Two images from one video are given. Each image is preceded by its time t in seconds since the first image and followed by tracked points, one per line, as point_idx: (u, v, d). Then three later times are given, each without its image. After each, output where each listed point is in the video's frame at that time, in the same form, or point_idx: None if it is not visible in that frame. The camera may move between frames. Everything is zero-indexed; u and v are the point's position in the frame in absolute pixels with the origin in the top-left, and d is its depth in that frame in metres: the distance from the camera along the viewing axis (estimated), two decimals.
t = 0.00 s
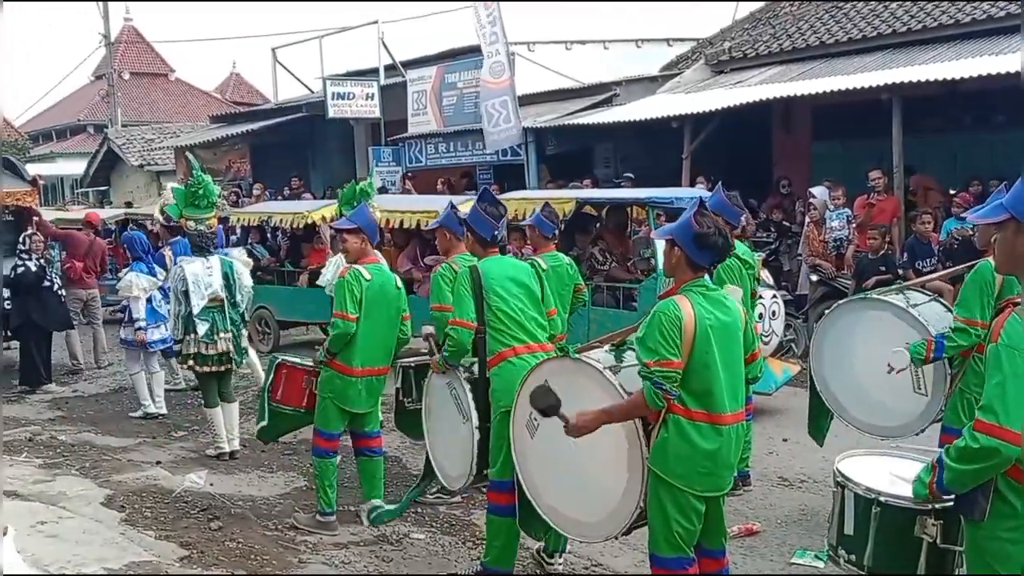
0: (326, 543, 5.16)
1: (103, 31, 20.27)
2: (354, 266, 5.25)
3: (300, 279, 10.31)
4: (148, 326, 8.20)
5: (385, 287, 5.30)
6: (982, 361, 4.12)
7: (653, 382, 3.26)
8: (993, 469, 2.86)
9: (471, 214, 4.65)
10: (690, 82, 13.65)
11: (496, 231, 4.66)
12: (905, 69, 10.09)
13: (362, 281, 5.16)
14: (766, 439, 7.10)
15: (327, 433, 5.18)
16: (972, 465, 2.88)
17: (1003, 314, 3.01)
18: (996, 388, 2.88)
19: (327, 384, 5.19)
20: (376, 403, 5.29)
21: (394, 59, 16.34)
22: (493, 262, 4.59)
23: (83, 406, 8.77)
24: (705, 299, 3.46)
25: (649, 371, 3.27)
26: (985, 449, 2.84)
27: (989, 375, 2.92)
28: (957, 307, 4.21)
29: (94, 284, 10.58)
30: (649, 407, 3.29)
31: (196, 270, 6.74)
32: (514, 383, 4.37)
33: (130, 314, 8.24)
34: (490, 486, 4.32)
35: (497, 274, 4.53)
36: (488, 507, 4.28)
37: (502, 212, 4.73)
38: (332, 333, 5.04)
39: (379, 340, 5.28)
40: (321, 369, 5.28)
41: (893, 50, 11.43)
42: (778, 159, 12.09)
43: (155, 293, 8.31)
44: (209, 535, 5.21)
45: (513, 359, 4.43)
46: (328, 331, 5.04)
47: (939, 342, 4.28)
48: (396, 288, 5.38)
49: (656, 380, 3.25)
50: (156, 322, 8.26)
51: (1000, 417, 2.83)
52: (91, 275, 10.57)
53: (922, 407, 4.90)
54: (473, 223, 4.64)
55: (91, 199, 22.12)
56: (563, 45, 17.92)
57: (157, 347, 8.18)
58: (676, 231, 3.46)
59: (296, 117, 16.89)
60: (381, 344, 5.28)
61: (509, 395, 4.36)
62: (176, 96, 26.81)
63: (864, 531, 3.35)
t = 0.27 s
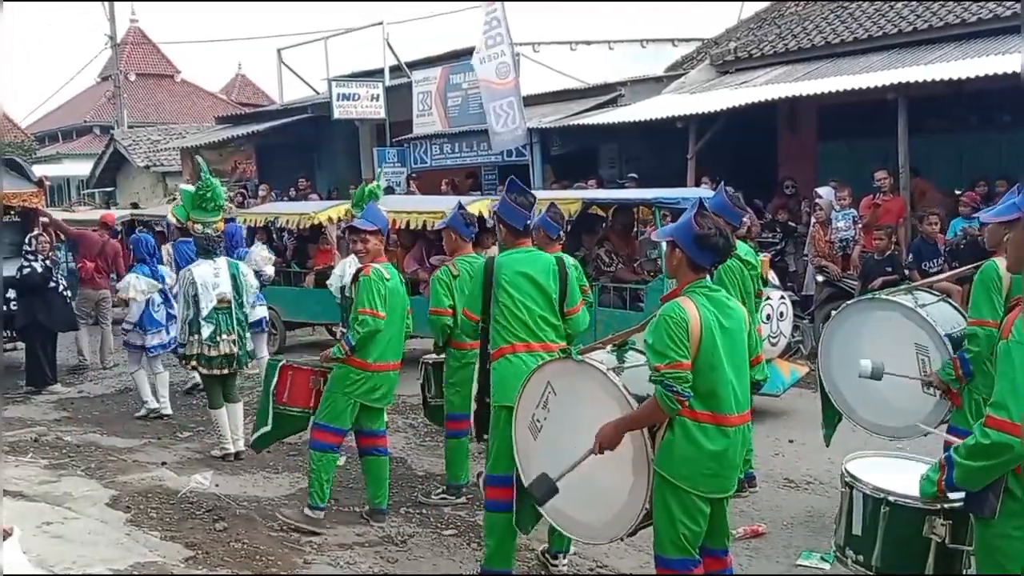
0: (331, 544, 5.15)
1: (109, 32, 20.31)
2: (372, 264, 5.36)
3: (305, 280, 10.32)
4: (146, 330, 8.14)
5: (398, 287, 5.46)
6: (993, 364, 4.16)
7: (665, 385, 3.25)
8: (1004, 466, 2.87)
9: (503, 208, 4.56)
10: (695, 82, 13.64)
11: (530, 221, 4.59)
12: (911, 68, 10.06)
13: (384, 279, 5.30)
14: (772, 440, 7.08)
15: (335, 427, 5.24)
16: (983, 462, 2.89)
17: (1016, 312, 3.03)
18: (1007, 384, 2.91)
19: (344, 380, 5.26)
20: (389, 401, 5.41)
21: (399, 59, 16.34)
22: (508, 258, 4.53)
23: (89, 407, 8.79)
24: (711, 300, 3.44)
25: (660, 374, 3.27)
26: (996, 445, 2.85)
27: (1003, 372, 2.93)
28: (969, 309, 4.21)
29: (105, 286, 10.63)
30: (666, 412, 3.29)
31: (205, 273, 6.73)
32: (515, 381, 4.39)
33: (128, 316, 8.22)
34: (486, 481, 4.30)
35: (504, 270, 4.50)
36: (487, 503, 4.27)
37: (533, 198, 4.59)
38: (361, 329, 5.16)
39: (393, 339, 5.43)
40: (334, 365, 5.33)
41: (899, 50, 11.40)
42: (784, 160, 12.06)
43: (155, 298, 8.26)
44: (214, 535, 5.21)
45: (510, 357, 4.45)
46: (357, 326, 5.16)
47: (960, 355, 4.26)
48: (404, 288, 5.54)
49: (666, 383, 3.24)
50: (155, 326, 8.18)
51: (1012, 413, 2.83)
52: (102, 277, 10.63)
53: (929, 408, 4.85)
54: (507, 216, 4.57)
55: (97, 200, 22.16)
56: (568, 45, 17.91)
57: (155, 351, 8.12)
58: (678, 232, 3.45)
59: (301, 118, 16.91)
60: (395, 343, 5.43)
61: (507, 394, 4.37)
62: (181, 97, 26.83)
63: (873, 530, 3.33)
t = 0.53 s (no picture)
0: (335, 544, 5.14)
1: (114, 34, 20.35)
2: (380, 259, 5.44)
3: (311, 280, 10.33)
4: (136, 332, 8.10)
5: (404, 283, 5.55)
6: (996, 363, 4.27)
7: (662, 390, 3.23)
8: (1015, 460, 3.01)
9: (512, 202, 4.50)
10: (700, 82, 13.61)
11: (540, 214, 4.51)
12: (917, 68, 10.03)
13: (396, 275, 5.40)
14: (778, 442, 7.06)
15: (331, 414, 5.30)
16: (996, 455, 3.02)
17: None
18: (1019, 382, 3.12)
19: (351, 371, 5.30)
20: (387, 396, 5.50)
21: (403, 60, 16.34)
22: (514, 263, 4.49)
23: (94, 407, 8.79)
24: (712, 302, 3.42)
25: (658, 378, 3.24)
26: (1009, 438, 3.00)
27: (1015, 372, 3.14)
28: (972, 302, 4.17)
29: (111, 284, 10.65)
30: (660, 414, 3.28)
31: (211, 272, 6.72)
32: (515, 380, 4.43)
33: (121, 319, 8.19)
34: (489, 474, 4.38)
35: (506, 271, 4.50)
36: (488, 496, 4.35)
37: (542, 190, 4.51)
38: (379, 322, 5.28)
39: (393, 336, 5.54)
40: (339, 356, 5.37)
41: (904, 50, 11.37)
42: (789, 160, 12.04)
43: (141, 301, 8.16)
44: (219, 536, 5.20)
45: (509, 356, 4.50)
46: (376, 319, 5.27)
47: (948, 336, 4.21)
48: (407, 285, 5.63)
49: (665, 388, 3.22)
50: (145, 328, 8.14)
51: None
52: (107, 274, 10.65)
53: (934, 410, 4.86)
54: (518, 210, 4.50)
55: (102, 201, 22.18)
56: (572, 46, 17.89)
57: (144, 354, 8.07)
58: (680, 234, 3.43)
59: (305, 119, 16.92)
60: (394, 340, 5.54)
61: (508, 393, 4.45)
62: (187, 98, 26.86)
63: (881, 527, 3.32)
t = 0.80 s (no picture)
0: (340, 546, 5.14)
1: (119, 35, 20.38)
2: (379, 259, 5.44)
3: (317, 281, 10.37)
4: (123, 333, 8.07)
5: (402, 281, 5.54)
6: (997, 368, 4.26)
7: (672, 403, 3.21)
8: None
9: (507, 203, 4.52)
10: (706, 83, 13.60)
11: (539, 214, 4.48)
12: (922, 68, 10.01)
13: (393, 274, 5.39)
14: (785, 443, 7.05)
15: (332, 414, 5.30)
16: (1012, 455, 3.14)
17: None
18: None
19: (350, 370, 5.30)
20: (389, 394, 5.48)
21: (408, 61, 16.35)
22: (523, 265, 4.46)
23: (99, 408, 8.79)
24: (713, 307, 3.40)
25: (666, 391, 3.22)
26: None
27: None
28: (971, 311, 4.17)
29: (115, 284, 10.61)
30: (670, 425, 3.27)
31: (216, 272, 6.70)
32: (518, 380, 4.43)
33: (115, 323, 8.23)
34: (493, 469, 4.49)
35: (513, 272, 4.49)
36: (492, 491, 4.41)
37: (538, 191, 4.50)
38: (377, 321, 5.27)
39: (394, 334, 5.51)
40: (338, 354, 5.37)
41: (910, 50, 11.35)
42: (795, 161, 12.01)
43: (127, 302, 8.18)
44: (223, 537, 5.20)
45: (514, 354, 4.49)
46: (375, 317, 5.27)
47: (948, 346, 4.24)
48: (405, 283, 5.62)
49: (674, 401, 3.21)
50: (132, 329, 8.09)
51: None
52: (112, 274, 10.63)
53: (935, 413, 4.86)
54: (514, 211, 4.50)
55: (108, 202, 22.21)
56: (577, 46, 17.88)
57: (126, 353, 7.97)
58: (677, 238, 3.41)
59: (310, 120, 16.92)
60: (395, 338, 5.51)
61: (514, 390, 4.43)
62: (192, 99, 26.90)
63: (890, 519, 3.56)
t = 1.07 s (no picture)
0: (344, 546, 5.13)
1: (125, 36, 20.42)
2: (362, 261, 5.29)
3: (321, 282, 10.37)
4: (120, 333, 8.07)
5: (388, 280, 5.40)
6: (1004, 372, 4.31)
7: (674, 405, 3.20)
8: None
9: (507, 204, 4.51)
10: (711, 83, 13.58)
11: (541, 217, 4.46)
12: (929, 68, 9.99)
13: (375, 277, 5.23)
14: (790, 445, 7.03)
15: (336, 427, 5.19)
16: None
17: None
18: None
19: (338, 379, 5.20)
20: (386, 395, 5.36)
21: (412, 62, 16.36)
22: (524, 264, 4.45)
23: (104, 408, 8.79)
24: (716, 308, 3.39)
25: (668, 393, 3.21)
26: None
27: None
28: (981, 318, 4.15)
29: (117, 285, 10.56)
30: (674, 428, 3.25)
31: (223, 274, 6.69)
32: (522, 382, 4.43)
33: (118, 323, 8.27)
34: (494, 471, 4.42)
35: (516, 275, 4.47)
36: (494, 493, 4.37)
37: (539, 193, 4.48)
38: (355, 328, 5.10)
39: (385, 333, 5.36)
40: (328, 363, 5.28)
41: (916, 50, 11.32)
42: (800, 161, 11.99)
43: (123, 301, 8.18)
44: (227, 538, 5.19)
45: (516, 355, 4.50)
46: (352, 325, 5.09)
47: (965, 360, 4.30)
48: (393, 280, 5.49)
49: (676, 402, 3.19)
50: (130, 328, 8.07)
51: None
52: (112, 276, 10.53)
53: (936, 414, 4.81)
54: (515, 214, 4.48)
55: (113, 203, 22.26)
56: (582, 47, 17.87)
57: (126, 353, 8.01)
58: (679, 237, 3.40)
59: (315, 120, 16.93)
60: (387, 337, 5.36)
61: (517, 393, 4.42)
62: (197, 100, 26.94)
63: (899, 513, 3.59)
